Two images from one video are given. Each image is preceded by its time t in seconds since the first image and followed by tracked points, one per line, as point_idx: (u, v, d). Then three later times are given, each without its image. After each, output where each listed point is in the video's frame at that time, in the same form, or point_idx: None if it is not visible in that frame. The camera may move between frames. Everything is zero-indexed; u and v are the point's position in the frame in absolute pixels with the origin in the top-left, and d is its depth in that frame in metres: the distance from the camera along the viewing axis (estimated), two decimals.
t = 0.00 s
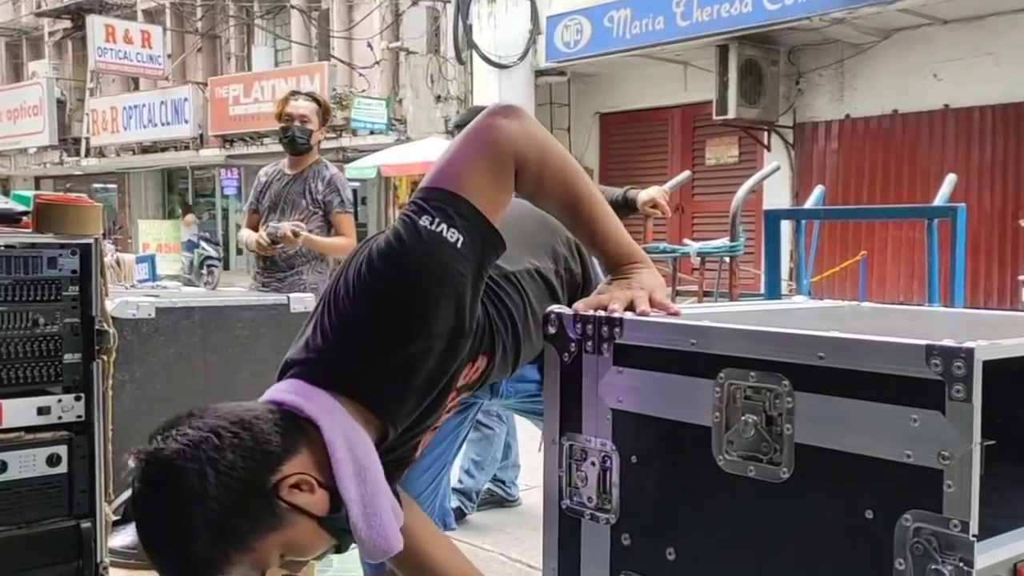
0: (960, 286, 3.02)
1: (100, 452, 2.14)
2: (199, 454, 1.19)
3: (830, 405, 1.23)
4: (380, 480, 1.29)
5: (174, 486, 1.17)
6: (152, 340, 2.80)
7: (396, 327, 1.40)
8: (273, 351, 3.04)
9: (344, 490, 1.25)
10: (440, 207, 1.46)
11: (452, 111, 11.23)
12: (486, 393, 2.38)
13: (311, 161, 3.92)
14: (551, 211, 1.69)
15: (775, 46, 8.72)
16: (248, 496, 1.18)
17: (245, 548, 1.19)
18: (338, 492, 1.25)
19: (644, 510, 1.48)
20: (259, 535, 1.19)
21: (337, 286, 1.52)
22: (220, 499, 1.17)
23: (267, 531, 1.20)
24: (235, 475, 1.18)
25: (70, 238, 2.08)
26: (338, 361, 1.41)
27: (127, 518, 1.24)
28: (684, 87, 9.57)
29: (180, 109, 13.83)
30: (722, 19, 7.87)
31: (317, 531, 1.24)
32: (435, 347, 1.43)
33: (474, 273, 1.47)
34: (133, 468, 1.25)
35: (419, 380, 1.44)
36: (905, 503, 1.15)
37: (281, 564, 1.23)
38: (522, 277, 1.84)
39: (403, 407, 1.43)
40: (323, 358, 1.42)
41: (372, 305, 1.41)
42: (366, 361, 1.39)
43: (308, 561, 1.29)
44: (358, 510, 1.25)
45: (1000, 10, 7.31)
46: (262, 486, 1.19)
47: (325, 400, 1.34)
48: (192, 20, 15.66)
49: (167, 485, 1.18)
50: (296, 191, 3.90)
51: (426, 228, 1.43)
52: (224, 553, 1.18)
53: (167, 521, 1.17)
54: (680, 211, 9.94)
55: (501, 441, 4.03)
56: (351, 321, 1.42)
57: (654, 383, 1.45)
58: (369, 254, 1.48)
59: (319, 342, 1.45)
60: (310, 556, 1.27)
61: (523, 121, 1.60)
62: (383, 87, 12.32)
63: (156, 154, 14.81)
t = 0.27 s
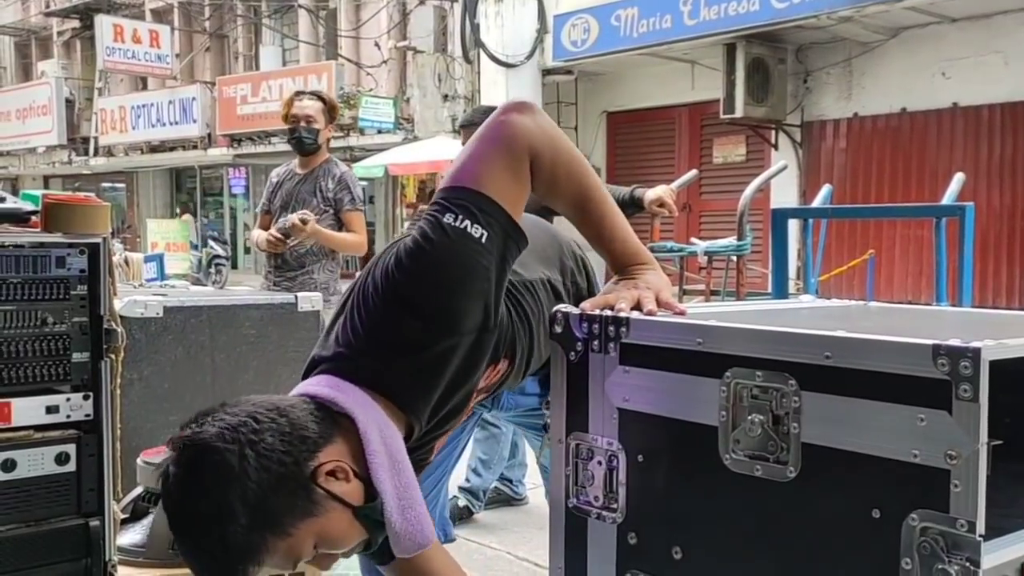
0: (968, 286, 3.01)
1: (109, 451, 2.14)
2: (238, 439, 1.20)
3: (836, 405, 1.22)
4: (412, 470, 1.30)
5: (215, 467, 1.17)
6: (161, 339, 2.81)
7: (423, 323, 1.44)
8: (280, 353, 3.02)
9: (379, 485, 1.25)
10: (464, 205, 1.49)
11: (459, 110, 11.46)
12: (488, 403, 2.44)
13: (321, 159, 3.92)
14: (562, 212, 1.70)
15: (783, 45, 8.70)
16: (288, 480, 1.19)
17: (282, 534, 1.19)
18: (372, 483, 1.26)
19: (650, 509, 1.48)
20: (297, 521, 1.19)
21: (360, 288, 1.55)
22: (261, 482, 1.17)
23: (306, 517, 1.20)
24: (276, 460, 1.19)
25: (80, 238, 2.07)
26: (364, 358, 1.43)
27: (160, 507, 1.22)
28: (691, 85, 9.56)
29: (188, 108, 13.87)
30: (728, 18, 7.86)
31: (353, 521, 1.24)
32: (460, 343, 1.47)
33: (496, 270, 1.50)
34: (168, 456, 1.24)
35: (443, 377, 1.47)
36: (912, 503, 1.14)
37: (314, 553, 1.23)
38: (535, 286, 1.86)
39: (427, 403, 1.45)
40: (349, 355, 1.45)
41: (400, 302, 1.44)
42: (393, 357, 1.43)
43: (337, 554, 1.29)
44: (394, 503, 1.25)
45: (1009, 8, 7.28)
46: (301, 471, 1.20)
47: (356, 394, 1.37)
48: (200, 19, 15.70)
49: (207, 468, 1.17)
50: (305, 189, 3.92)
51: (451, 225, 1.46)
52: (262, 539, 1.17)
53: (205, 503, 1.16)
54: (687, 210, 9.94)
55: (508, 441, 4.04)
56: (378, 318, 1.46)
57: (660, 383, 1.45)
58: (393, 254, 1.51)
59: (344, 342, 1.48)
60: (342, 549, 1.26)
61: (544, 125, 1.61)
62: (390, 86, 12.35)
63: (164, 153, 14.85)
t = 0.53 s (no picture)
0: (977, 286, 3.00)
1: (119, 452, 2.14)
2: (289, 415, 1.26)
3: (843, 406, 1.22)
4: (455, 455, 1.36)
5: (268, 443, 1.22)
6: (171, 339, 2.83)
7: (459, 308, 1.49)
8: (289, 353, 3.03)
9: (425, 465, 1.31)
10: (497, 193, 1.56)
11: (468, 111, 11.20)
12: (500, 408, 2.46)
13: (328, 161, 3.95)
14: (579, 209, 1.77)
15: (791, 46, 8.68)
16: (338, 456, 1.24)
17: (334, 512, 1.22)
18: (417, 464, 1.32)
19: (657, 510, 1.48)
20: (348, 498, 1.23)
21: (393, 281, 1.61)
22: (313, 455, 1.22)
23: (356, 495, 1.24)
24: (328, 435, 1.25)
25: (90, 239, 2.09)
26: (401, 343, 1.49)
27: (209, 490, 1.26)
28: (699, 86, 9.55)
29: (198, 110, 13.90)
30: (737, 18, 7.84)
31: (398, 503, 1.29)
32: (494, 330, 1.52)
33: (526, 258, 1.57)
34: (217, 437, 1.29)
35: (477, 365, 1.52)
36: (920, 503, 1.14)
37: (363, 535, 1.26)
38: (556, 285, 1.90)
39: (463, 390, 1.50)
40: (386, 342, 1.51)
41: (435, 288, 1.50)
42: (430, 341, 1.48)
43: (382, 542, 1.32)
44: (439, 485, 1.31)
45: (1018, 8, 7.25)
46: (351, 449, 1.25)
47: (395, 376, 1.43)
48: (210, 22, 15.75)
49: (260, 443, 1.22)
50: (312, 191, 3.94)
51: (486, 213, 1.53)
52: (315, 513, 1.21)
53: (261, 479, 1.20)
54: (695, 211, 9.94)
55: (516, 441, 4.05)
56: (415, 304, 1.51)
57: (666, 384, 1.45)
58: (427, 245, 1.58)
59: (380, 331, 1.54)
60: (387, 533, 1.30)
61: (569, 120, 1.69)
62: (399, 87, 12.37)
63: (174, 155, 14.89)
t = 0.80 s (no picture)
0: (979, 286, 2.99)
1: (122, 451, 2.14)
2: (319, 411, 1.26)
3: (846, 406, 1.23)
4: (483, 452, 1.38)
5: (299, 439, 1.22)
6: (174, 339, 2.83)
7: (483, 303, 1.49)
8: (293, 354, 3.03)
9: (453, 459, 1.32)
10: (517, 189, 1.56)
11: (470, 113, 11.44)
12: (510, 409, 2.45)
13: (316, 163, 3.97)
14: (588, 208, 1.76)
15: (792, 46, 8.68)
16: (370, 451, 1.24)
17: (366, 508, 1.22)
18: (445, 458, 1.33)
19: (660, 510, 1.48)
20: (380, 494, 1.23)
21: (414, 280, 1.61)
22: (347, 449, 1.22)
23: (389, 490, 1.24)
24: (360, 432, 1.25)
25: (93, 239, 2.09)
26: (423, 341, 1.49)
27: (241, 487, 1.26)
28: (701, 86, 9.54)
29: (201, 111, 13.90)
30: (738, 19, 7.84)
31: (430, 499, 1.29)
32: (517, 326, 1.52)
33: (549, 254, 1.57)
34: (245, 434, 1.29)
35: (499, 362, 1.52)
36: (923, 503, 1.15)
37: (395, 532, 1.26)
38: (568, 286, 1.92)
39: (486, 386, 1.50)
40: (408, 340, 1.51)
41: (458, 285, 1.50)
42: (452, 338, 1.49)
43: (412, 539, 1.32)
44: (470, 482, 1.32)
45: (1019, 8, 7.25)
46: (382, 443, 1.26)
47: (418, 373, 1.43)
48: (213, 22, 15.77)
49: (292, 439, 1.22)
50: (303, 192, 3.94)
51: (507, 209, 1.53)
52: (350, 507, 1.21)
53: (295, 474, 1.21)
54: (697, 211, 9.94)
55: (519, 441, 4.04)
56: (439, 301, 1.51)
57: (669, 385, 1.46)
58: (449, 242, 1.58)
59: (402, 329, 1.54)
60: (419, 530, 1.29)
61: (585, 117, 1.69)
62: (402, 87, 12.38)
63: (177, 155, 14.90)
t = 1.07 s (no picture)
0: (979, 287, 2.99)
1: (120, 454, 2.12)
2: (351, 376, 1.27)
3: (846, 408, 1.22)
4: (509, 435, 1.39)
5: (337, 402, 1.21)
6: (172, 341, 2.82)
7: (506, 282, 1.51)
8: (291, 355, 3.03)
9: (483, 436, 1.34)
10: (536, 176, 1.61)
11: (469, 112, 11.28)
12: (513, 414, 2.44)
13: (288, 163, 3.96)
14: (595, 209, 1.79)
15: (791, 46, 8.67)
16: (406, 419, 1.24)
17: (405, 476, 1.21)
18: (476, 435, 1.34)
19: (660, 512, 1.48)
20: (417, 463, 1.22)
21: (426, 274, 1.62)
22: (383, 412, 1.22)
23: (426, 461, 1.23)
24: (395, 397, 1.26)
25: (90, 241, 2.07)
26: (442, 328, 1.50)
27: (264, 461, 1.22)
28: (700, 86, 9.54)
29: (199, 112, 13.88)
30: (737, 19, 7.83)
31: (463, 479, 1.29)
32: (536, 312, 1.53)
33: (564, 242, 1.60)
34: (270, 408, 1.27)
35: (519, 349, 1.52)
36: (924, 505, 1.14)
37: (430, 510, 1.24)
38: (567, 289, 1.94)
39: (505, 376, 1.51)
40: (426, 329, 1.52)
41: (479, 267, 1.52)
42: (473, 322, 1.50)
43: (439, 527, 1.29)
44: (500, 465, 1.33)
45: (1018, 8, 7.25)
46: (418, 412, 1.27)
47: (440, 357, 1.44)
48: (211, 23, 15.76)
49: (326, 402, 1.21)
50: (279, 191, 3.94)
51: (526, 195, 1.57)
52: (388, 473, 1.19)
53: (331, 437, 1.18)
54: (696, 211, 9.94)
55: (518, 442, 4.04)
56: (460, 282, 1.52)
57: (668, 386, 1.45)
58: (464, 231, 1.60)
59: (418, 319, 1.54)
60: (450, 513, 1.27)
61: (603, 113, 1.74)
62: (400, 88, 12.38)
63: (175, 156, 14.89)
